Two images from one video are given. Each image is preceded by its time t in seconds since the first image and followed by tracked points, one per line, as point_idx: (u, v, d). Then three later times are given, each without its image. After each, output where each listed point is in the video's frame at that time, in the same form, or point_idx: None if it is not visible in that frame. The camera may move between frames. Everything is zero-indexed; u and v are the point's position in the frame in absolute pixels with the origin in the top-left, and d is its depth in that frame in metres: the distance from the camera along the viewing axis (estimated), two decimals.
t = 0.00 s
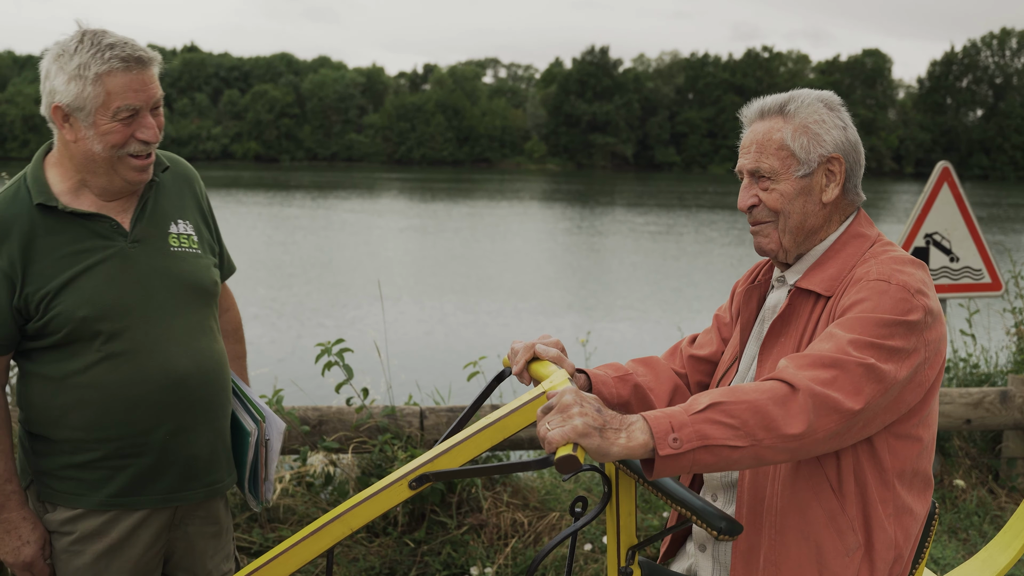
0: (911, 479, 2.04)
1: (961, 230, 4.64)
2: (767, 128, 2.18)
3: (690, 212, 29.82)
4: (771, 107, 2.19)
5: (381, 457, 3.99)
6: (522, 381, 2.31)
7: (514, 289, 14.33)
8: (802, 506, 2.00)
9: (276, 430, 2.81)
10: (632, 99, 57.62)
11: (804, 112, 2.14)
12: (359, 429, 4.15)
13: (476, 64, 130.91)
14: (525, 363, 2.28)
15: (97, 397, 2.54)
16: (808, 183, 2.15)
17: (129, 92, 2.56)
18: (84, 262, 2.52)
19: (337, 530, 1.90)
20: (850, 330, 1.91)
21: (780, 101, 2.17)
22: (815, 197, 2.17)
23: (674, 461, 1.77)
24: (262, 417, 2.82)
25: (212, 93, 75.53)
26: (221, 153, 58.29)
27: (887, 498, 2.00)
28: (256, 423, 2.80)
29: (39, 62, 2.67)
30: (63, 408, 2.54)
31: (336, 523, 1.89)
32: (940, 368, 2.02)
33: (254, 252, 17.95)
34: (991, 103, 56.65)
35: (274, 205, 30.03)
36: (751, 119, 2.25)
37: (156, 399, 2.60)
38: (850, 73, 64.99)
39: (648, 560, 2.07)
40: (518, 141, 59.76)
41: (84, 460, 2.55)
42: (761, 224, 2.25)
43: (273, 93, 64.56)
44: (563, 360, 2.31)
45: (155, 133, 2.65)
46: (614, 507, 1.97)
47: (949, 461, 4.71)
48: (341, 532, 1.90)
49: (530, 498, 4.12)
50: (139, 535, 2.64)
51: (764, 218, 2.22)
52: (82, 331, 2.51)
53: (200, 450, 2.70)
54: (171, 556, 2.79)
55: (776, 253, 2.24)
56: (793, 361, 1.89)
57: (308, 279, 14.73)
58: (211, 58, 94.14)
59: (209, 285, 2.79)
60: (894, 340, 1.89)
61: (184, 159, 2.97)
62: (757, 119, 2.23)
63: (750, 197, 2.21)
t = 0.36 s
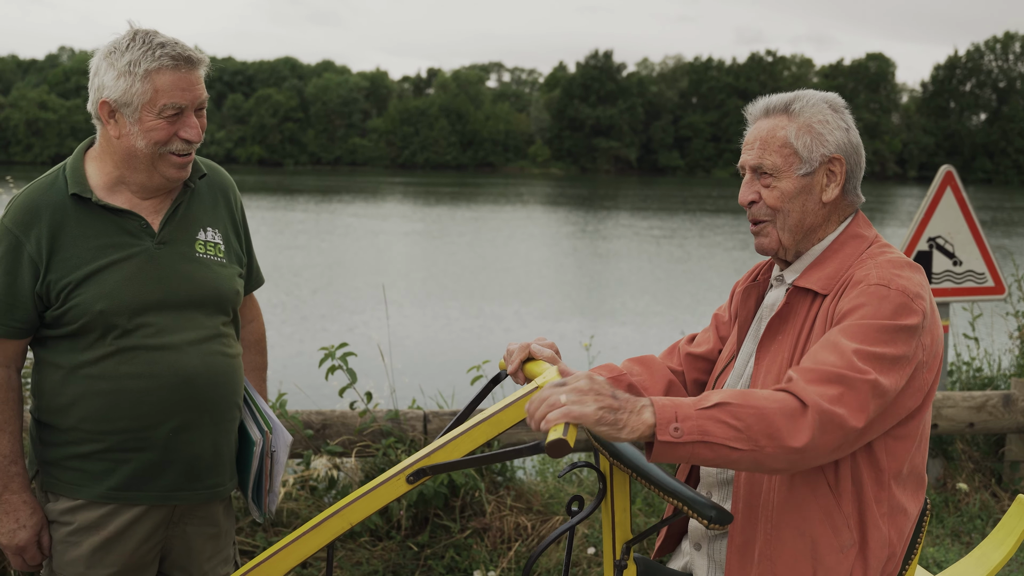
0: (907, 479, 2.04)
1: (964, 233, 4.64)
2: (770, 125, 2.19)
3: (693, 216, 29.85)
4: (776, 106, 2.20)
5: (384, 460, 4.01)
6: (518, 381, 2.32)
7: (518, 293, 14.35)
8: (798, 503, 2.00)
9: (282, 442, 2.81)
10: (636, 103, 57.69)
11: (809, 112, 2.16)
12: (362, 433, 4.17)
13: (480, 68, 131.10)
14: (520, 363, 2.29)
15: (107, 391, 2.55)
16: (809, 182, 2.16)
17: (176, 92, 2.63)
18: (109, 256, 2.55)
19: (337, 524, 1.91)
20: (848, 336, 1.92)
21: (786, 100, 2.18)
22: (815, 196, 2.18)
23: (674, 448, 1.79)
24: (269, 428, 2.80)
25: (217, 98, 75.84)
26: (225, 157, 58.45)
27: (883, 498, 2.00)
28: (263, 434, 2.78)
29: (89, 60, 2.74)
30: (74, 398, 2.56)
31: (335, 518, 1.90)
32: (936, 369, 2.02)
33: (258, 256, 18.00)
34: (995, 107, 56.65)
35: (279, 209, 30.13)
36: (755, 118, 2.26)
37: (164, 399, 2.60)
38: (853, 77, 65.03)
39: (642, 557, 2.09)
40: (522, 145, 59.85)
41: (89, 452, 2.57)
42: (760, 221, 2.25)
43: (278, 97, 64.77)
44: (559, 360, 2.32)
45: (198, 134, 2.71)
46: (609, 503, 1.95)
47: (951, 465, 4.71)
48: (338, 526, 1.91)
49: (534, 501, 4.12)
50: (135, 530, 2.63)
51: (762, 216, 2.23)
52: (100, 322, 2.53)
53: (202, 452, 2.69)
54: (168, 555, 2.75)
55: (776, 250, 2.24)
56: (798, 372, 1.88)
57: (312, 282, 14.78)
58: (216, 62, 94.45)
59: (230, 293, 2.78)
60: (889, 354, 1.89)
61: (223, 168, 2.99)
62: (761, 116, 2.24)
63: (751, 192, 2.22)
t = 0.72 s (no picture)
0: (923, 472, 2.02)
1: (967, 236, 4.64)
2: (774, 126, 2.23)
3: (696, 219, 29.84)
4: (777, 110, 2.26)
5: (387, 463, 4.03)
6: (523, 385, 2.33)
7: (520, 296, 14.34)
8: (808, 494, 2.01)
9: (267, 441, 2.79)
10: (637, 106, 57.70)
11: (810, 112, 2.20)
12: (365, 436, 4.15)
13: (481, 71, 131.09)
14: (525, 367, 2.30)
15: (81, 402, 2.49)
16: (812, 177, 2.18)
17: (137, 95, 2.58)
18: (76, 264, 2.49)
19: (343, 528, 1.91)
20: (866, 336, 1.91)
21: (786, 104, 2.24)
22: (818, 191, 2.19)
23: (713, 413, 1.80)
24: (252, 428, 2.78)
25: (219, 102, 75.97)
26: (227, 160, 58.54)
27: (897, 491, 2.00)
28: (247, 434, 2.76)
29: (47, 66, 2.68)
30: (49, 413, 2.51)
31: (340, 522, 1.91)
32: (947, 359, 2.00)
33: (260, 259, 18.01)
34: (997, 109, 56.62)
35: (281, 212, 30.17)
36: (756, 124, 2.31)
37: (140, 408, 2.54)
38: (855, 80, 65.02)
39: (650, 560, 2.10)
40: (524, 148, 59.88)
41: (68, 467, 2.51)
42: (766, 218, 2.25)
43: (279, 101, 64.84)
44: (563, 362, 2.33)
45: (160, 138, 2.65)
46: (614, 506, 1.95)
47: (954, 467, 4.71)
48: (345, 530, 1.91)
49: (536, 504, 4.13)
50: (121, 542, 2.58)
51: (768, 212, 2.22)
52: (70, 333, 2.47)
53: (184, 459, 2.63)
54: (155, 565, 2.69)
55: (784, 246, 2.23)
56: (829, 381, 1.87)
57: (314, 285, 14.79)
58: (218, 65, 94.55)
59: (201, 294, 2.71)
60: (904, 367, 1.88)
61: (186, 168, 2.92)
62: (763, 122, 2.28)
63: (755, 190, 2.23)
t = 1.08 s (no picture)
0: (914, 412, 2.02)
1: (972, 238, 4.65)
2: (774, 132, 2.20)
3: (701, 221, 29.82)
4: (778, 115, 2.21)
5: (393, 465, 4.05)
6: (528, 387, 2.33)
7: (525, 298, 14.34)
8: (797, 448, 1.94)
9: (246, 437, 2.81)
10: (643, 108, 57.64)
11: (811, 118, 2.17)
12: (371, 438, 4.16)
13: (486, 72, 131.10)
14: (531, 370, 2.30)
15: (53, 405, 2.46)
16: (815, 186, 2.17)
17: (87, 96, 2.50)
18: (39, 269, 2.46)
19: (349, 528, 1.92)
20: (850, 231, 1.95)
21: (788, 108, 2.20)
22: (822, 200, 2.19)
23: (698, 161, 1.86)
24: (230, 423, 2.78)
25: (224, 104, 76.05)
26: (232, 162, 58.64)
27: (880, 433, 1.99)
28: (225, 431, 2.75)
29: None
30: (19, 420, 2.47)
31: (347, 522, 1.91)
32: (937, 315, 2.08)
33: (265, 262, 18.04)
34: (1004, 110, 56.50)
35: (286, 215, 30.19)
36: (756, 128, 2.27)
37: (116, 412, 2.52)
38: (861, 81, 64.92)
39: (653, 561, 2.10)
40: (529, 150, 59.85)
41: (46, 475, 2.49)
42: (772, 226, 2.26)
43: (284, 103, 64.97)
44: (569, 364, 2.33)
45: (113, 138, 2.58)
46: (619, 509, 1.95)
47: (960, 469, 4.72)
48: (350, 530, 1.92)
49: (542, 506, 4.15)
50: (104, 550, 2.57)
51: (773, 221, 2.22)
52: (40, 340, 2.43)
53: (164, 461, 2.63)
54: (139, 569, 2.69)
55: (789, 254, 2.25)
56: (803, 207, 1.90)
57: (319, 288, 14.80)
58: (223, 67, 94.78)
59: (169, 290, 2.69)
60: (894, 257, 1.94)
61: (144, 165, 2.88)
62: (763, 127, 2.24)
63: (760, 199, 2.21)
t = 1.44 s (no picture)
0: (915, 397, 2.01)
1: (976, 240, 4.64)
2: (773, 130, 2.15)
3: (705, 223, 29.84)
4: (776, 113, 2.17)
5: (397, 466, 4.07)
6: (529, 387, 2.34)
7: (528, 300, 14.37)
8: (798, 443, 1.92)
9: (243, 438, 2.80)
10: (647, 109, 57.67)
11: (810, 115, 2.12)
12: (375, 439, 4.17)
13: (490, 73, 131.22)
14: (531, 370, 2.31)
15: (53, 406, 2.47)
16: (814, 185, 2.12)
17: (83, 100, 2.52)
18: (37, 272, 2.46)
19: (352, 526, 1.92)
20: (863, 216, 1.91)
21: (787, 105, 2.16)
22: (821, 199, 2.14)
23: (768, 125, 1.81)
24: (228, 425, 2.79)
25: (229, 105, 76.25)
26: (237, 163, 58.79)
27: (881, 422, 1.97)
28: (224, 431, 2.77)
29: None
30: (17, 421, 2.47)
31: (350, 521, 1.91)
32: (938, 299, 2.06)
33: (270, 263, 18.09)
34: (1009, 113, 56.44)
35: (290, 216, 30.26)
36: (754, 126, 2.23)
37: (116, 414, 2.54)
38: (865, 83, 64.92)
39: (652, 560, 2.10)
40: (533, 151, 59.91)
41: (45, 476, 2.50)
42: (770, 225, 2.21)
43: (289, 104, 65.14)
44: (569, 364, 2.34)
45: (109, 142, 2.60)
46: (619, 508, 1.96)
47: (964, 472, 4.71)
48: (352, 529, 1.93)
49: (545, 507, 4.16)
50: (105, 552, 2.58)
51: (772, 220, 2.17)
52: (39, 342, 2.44)
53: (163, 462, 2.64)
54: (140, 568, 2.70)
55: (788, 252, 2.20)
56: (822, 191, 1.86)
57: (324, 289, 14.84)
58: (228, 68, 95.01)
59: (167, 290, 2.70)
60: (904, 245, 1.91)
61: (141, 166, 2.89)
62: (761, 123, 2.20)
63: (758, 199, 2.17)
